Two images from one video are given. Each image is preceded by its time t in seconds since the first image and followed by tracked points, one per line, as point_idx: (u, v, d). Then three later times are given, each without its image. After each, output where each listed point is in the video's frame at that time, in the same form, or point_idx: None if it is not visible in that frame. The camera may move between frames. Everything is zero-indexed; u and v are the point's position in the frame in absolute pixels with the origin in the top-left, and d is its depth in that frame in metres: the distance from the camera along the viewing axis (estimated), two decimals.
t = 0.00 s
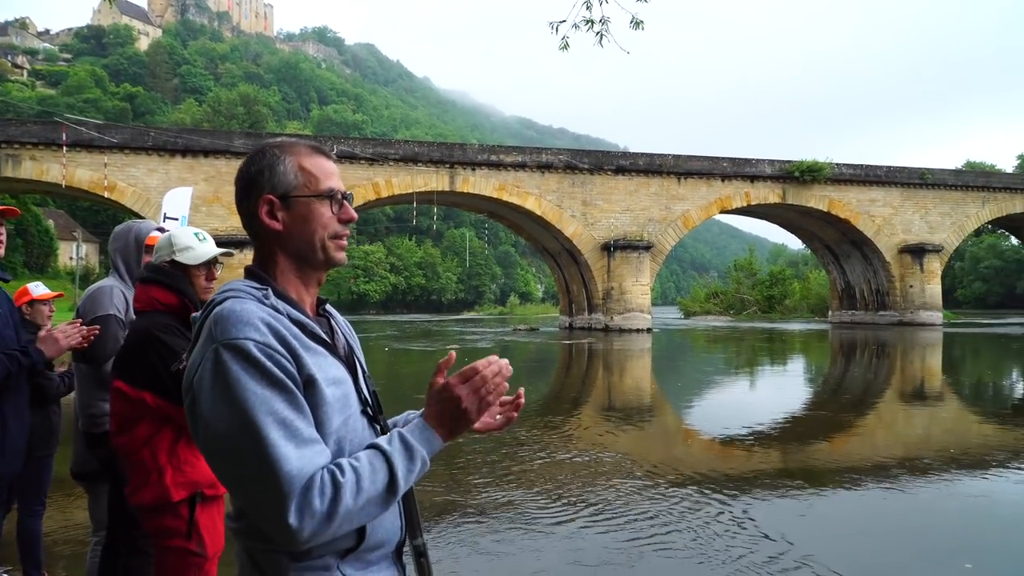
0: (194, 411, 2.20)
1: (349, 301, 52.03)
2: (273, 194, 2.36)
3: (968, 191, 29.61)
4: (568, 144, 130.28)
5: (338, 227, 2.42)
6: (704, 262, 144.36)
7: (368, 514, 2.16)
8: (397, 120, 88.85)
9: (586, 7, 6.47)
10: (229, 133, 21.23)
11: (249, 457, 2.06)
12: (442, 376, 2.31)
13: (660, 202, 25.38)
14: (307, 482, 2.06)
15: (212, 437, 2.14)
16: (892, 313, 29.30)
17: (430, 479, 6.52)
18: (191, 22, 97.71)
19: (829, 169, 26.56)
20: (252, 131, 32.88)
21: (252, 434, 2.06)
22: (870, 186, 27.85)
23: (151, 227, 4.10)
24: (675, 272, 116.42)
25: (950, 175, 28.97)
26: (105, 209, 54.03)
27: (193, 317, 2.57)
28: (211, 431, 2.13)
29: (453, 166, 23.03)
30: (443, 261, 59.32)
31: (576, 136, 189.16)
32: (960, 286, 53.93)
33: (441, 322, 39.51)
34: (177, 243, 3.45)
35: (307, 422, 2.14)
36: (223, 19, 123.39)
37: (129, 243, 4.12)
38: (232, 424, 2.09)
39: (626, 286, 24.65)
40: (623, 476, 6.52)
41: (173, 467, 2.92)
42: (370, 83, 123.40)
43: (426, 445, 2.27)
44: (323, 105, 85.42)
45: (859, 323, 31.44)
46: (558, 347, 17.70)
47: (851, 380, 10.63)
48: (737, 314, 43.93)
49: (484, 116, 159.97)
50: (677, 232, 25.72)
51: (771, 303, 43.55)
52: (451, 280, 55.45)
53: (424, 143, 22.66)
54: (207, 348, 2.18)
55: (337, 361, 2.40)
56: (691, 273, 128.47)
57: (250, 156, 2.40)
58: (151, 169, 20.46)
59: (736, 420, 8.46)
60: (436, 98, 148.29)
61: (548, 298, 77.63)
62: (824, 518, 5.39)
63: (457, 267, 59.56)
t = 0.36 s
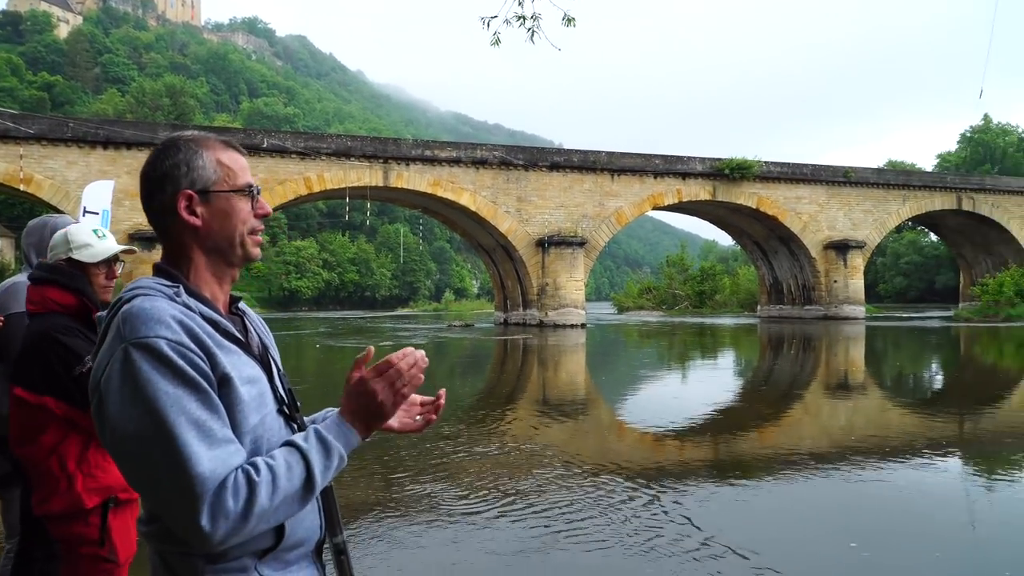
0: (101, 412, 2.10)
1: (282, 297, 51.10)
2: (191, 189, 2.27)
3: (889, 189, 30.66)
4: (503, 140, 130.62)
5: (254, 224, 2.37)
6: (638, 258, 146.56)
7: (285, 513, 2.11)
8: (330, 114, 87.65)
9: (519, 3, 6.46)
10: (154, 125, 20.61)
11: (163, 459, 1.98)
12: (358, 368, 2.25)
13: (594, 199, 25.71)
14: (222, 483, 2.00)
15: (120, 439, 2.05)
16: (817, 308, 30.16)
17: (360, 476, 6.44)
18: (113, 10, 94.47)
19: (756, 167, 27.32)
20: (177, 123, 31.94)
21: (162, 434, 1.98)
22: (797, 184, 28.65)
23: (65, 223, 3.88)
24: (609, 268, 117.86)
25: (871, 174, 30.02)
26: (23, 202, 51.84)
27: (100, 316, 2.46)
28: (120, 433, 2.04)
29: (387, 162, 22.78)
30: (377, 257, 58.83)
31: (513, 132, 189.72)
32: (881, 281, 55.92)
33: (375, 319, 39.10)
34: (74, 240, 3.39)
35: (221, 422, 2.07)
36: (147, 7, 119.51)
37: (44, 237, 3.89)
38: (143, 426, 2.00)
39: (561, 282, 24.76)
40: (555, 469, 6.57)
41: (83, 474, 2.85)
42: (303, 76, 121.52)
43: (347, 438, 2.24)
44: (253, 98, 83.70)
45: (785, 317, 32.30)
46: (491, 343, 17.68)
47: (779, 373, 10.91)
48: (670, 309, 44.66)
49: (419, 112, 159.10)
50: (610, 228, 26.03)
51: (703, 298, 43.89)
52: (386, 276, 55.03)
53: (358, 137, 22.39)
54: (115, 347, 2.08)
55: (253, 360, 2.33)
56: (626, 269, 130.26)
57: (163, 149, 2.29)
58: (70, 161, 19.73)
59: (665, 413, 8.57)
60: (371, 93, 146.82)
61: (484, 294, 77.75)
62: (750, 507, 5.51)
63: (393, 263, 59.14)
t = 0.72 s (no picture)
0: (23, 418, 2.01)
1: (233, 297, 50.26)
2: (104, 190, 2.22)
3: (834, 185, 31.27)
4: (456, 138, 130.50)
5: (178, 223, 2.32)
6: (592, 255, 147.55)
7: (221, 516, 2.06)
8: (279, 111, 86.56)
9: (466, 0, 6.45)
10: (96, 121, 20.12)
11: (90, 463, 1.90)
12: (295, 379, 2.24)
13: (547, 196, 25.77)
14: (154, 486, 1.94)
15: (45, 445, 1.96)
16: (767, 303, 30.65)
17: (311, 476, 6.34)
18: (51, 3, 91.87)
19: (706, 164, 27.63)
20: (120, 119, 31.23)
21: (89, 440, 1.90)
22: (745, 181, 29.07)
23: None
24: (563, 265, 118.45)
25: (818, 170, 30.56)
26: None
27: (18, 319, 2.37)
28: (43, 438, 1.94)
29: (337, 159, 22.56)
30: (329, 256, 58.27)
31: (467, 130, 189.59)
32: (828, 276, 57.09)
33: (327, 318, 38.73)
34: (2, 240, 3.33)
35: (151, 424, 2.01)
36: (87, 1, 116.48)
37: None
38: (68, 432, 1.91)
39: (515, 279, 24.76)
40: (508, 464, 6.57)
41: (16, 479, 2.78)
42: (254, 72, 119.93)
43: (285, 441, 2.21)
44: (200, 95, 82.23)
45: (736, 312, 32.74)
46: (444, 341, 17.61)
47: (731, 368, 11.04)
48: (623, 305, 45.00)
49: (371, 109, 158.04)
50: (563, 226, 26.13)
51: (654, 294, 44.71)
52: (338, 275, 54.57)
53: (308, 135, 22.13)
54: (36, 352, 1.99)
55: (184, 362, 2.27)
56: (579, 266, 131.16)
57: (77, 150, 2.23)
58: (9, 159, 19.19)
59: (616, 411, 8.59)
60: (323, 90, 145.38)
61: (439, 292, 77.55)
62: (702, 501, 5.56)
63: (345, 261, 58.64)
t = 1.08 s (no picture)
0: None
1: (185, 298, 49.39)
2: (37, 188, 2.16)
3: (786, 186, 31.81)
4: (412, 137, 129.99)
5: (115, 222, 2.26)
6: (550, 255, 148.27)
7: (155, 517, 2.02)
8: (231, 108, 85.26)
9: None
10: (40, 117, 19.64)
11: (19, 462, 1.84)
12: (233, 389, 2.28)
13: (503, 195, 25.82)
14: (83, 486, 1.88)
15: None
16: (721, 302, 31.08)
17: (264, 477, 6.24)
18: None
19: (661, 165, 27.91)
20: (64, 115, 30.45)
21: (16, 441, 1.84)
22: (700, 181, 29.42)
23: None
24: (519, 264, 118.82)
25: (770, 171, 31.07)
26: None
27: None
28: None
29: (291, 157, 22.31)
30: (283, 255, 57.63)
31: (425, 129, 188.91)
32: (781, 275, 58.12)
33: (281, 318, 38.26)
34: None
35: (82, 424, 1.95)
36: None
37: None
38: None
39: (471, 279, 24.78)
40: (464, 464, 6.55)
41: None
42: (207, 69, 118.06)
43: (216, 447, 2.17)
44: (149, 91, 80.56)
45: (691, 311, 33.15)
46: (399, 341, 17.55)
47: (686, 366, 11.16)
48: (579, 304, 45.30)
49: (327, 108, 156.59)
50: (520, 225, 26.20)
51: (612, 294, 44.62)
52: (293, 274, 54.02)
53: (261, 133, 21.85)
54: None
55: (120, 361, 2.21)
56: (536, 265, 131.70)
57: (9, 147, 2.16)
58: None
59: (572, 410, 8.61)
60: (278, 87, 143.68)
61: (395, 292, 77.21)
62: (656, 498, 5.60)
63: (299, 261, 58.09)
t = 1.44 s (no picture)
0: None
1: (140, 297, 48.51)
2: None
3: (744, 186, 32.20)
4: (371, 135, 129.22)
5: (69, 220, 2.24)
6: (512, 254, 148.66)
7: (100, 517, 1.98)
8: (186, 104, 83.87)
9: None
10: None
11: None
12: (183, 391, 2.27)
13: (463, 195, 25.81)
14: (28, 483, 1.85)
15: None
16: (679, 301, 31.37)
17: (220, 479, 6.15)
18: None
19: (620, 165, 28.09)
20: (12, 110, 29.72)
21: None
22: (658, 182, 29.64)
23: None
24: (480, 264, 118.82)
25: (727, 171, 31.42)
26: None
27: None
28: None
29: (248, 155, 22.06)
30: (241, 253, 56.99)
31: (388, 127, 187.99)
32: (738, 275, 58.85)
33: (237, 318, 37.81)
34: None
35: (30, 422, 1.92)
36: None
37: None
38: None
39: (432, 278, 24.68)
40: (427, 464, 6.50)
41: None
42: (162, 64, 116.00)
43: (162, 448, 2.13)
44: (102, 86, 78.90)
45: (650, 310, 33.42)
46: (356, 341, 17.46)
47: (644, 365, 11.25)
48: (539, 303, 45.42)
49: (287, 105, 154.97)
50: (480, 224, 26.22)
51: (571, 293, 45.39)
52: (251, 273, 53.44)
53: (217, 130, 21.58)
54: None
55: (71, 358, 2.17)
56: (498, 264, 131.87)
57: None
58: None
59: (530, 410, 8.60)
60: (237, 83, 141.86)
61: (355, 291, 76.74)
62: (617, 497, 5.61)
63: (257, 260, 57.47)
